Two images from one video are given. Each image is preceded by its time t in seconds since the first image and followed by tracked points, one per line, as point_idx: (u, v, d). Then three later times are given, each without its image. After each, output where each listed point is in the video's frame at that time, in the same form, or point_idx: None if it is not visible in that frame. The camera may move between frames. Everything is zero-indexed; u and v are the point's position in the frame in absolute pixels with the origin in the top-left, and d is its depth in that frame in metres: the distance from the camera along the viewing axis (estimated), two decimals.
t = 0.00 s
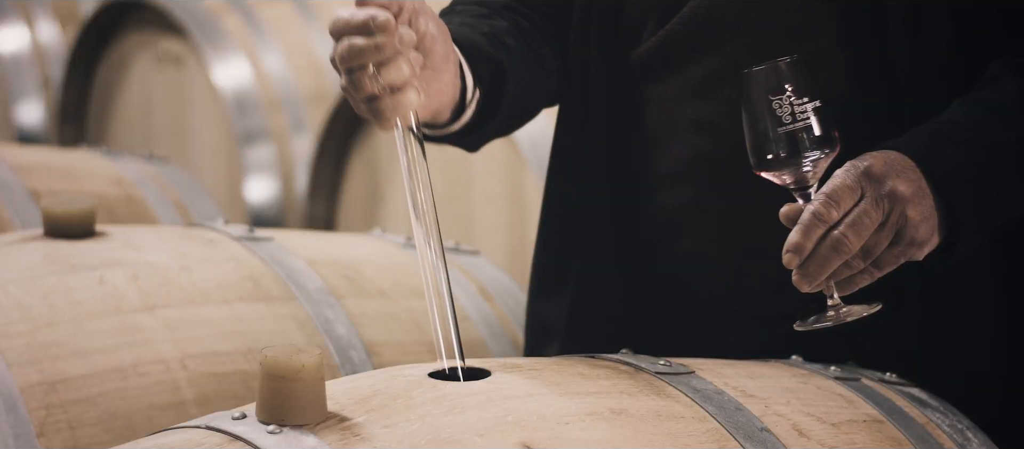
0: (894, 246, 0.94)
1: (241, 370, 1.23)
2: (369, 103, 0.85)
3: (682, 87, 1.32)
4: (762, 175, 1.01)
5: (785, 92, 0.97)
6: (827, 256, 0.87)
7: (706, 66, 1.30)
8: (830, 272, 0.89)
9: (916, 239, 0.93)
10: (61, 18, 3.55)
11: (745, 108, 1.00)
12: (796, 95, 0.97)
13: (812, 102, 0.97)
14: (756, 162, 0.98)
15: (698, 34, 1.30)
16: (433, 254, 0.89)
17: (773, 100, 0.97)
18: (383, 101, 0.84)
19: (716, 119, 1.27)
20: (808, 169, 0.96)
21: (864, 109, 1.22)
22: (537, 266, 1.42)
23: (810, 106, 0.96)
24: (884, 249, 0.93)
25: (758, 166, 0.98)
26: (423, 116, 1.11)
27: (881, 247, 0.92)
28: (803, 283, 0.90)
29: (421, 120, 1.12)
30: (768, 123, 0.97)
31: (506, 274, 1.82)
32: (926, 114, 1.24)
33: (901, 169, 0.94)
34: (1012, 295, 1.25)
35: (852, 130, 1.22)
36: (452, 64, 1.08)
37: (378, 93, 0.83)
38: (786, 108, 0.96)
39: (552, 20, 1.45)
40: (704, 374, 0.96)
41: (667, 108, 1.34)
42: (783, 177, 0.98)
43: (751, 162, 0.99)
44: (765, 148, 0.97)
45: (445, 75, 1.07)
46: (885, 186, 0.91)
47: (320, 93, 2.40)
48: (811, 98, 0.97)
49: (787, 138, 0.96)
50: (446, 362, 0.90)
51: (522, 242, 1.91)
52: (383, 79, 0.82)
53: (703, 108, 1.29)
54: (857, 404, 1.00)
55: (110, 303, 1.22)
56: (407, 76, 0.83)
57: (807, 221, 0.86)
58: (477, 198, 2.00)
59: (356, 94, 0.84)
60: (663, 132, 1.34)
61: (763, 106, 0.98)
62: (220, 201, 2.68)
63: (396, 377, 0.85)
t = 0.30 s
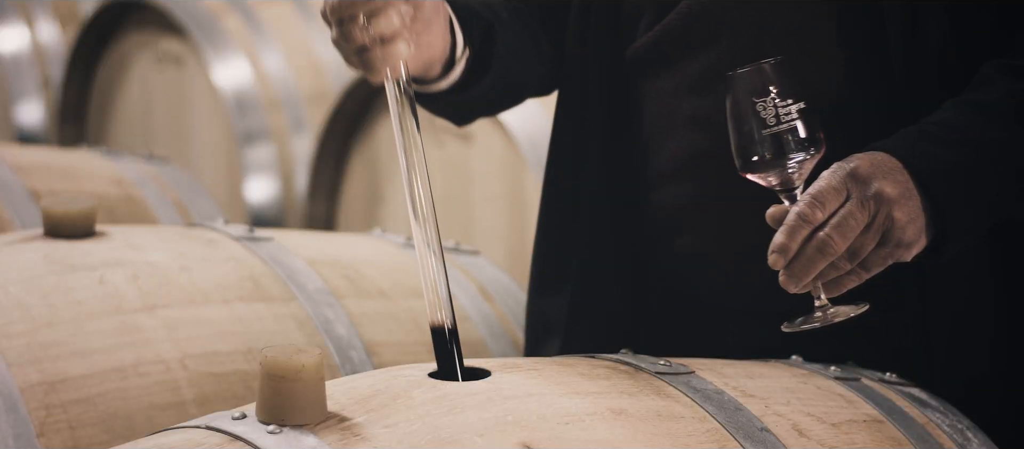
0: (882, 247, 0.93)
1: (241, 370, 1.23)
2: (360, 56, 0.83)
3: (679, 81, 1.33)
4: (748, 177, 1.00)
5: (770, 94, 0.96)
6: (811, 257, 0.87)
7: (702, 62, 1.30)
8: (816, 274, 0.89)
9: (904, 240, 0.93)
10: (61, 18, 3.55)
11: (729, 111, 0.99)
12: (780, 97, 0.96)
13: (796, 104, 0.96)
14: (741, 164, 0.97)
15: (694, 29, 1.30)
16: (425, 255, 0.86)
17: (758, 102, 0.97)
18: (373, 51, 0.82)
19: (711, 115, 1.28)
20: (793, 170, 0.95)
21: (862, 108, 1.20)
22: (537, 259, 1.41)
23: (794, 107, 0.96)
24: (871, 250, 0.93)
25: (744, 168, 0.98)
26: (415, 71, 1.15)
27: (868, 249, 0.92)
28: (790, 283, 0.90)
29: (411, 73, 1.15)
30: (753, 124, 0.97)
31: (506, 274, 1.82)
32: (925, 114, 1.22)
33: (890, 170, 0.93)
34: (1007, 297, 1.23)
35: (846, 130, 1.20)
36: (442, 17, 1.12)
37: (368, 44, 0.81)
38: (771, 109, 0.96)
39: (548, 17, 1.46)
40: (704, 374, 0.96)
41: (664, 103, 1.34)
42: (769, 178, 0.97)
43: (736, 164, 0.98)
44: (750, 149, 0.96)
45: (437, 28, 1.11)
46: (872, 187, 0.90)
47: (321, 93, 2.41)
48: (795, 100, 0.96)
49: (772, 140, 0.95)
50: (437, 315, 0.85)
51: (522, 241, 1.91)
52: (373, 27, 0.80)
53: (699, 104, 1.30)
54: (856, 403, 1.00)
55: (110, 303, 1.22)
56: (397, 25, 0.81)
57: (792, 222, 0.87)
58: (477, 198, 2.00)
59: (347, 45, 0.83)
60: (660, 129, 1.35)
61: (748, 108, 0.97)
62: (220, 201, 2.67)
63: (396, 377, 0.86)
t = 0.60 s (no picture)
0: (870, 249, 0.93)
1: (241, 370, 1.23)
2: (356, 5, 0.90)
3: (677, 75, 1.32)
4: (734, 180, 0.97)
5: (755, 96, 0.93)
6: (799, 260, 0.87)
7: (699, 56, 1.30)
8: (804, 275, 0.89)
9: (893, 242, 0.92)
10: (61, 18, 3.55)
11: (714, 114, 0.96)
12: (766, 99, 0.93)
13: (781, 105, 0.93)
14: (729, 167, 0.94)
15: (690, 23, 1.30)
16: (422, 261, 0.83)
17: (743, 105, 0.93)
18: None
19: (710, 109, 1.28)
20: (779, 173, 0.92)
21: (862, 108, 1.19)
22: (538, 255, 1.42)
23: (779, 110, 0.93)
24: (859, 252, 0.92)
25: (731, 171, 0.95)
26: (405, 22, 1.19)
27: (855, 251, 0.91)
28: (778, 286, 0.90)
29: (403, 25, 1.19)
30: (738, 127, 0.93)
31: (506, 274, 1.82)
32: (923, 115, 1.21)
33: (878, 172, 0.92)
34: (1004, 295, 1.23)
35: (846, 130, 1.19)
36: None
37: None
38: (756, 113, 0.93)
39: (547, 18, 1.50)
40: (704, 374, 0.96)
41: (661, 97, 1.35)
42: (755, 181, 0.94)
43: (723, 167, 0.95)
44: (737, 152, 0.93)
45: None
46: (860, 189, 0.89)
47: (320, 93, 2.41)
48: (780, 102, 0.93)
49: (758, 143, 0.92)
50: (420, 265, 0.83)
51: (522, 241, 1.91)
52: None
53: (694, 99, 1.30)
54: (856, 403, 1.00)
55: (110, 303, 1.22)
56: None
57: (778, 224, 0.86)
58: (477, 198, 2.00)
59: None
60: (658, 125, 1.35)
61: (733, 111, 0.94)
62: (220, 201, 2.67)
63: (396, 377, 0.86)
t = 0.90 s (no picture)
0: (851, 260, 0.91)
1: (241, 370, 1.23)
2: None
3: (673, 68, 1.32)
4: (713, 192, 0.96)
5: (733, 108, 0.92)
6: (779, 270, 0.85)
7: (695, 51, 1.29)
8: (784, 286, 0.87)
9: (875, 252, 0.90)
10: (61, 18, 3.55)
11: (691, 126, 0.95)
12: (744, 110, 0.92)
13: (759, 116, 0.93)
14: (708, 179, 0.93)
15: (687, 17, 1.30)
16: (418, 260, 0.82)
17: (721, 116, 0.92)
18: None
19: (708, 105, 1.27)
20: (758, 184, 0.92)
21: (859, 108, 1.19)
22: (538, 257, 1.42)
23: (757, 121, 0.92)
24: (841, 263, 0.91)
25: (709, 183, 0.94)
26: None
27: (837, 261, 0.89)
28: (761, 297, 0.88)
29: None
30: (716, 139, 0.93)
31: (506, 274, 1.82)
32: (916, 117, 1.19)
33: (861, 183, 0.91)
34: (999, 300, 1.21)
35: (846, 131, 1.19)
36: None
37: None
38: (734, 124, 0.92)
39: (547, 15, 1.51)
40: (704, 374, 0.96)
41: (657, 91, 1.34)
42: (735, 193, 0.93)
43: (702, 180, 0.94)
44: (716, 164, 0.92)
45: None
46: (841, 199, 0.88)
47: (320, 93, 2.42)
48: (758, 113, 0.93)
49: (737, 154, 0.91)
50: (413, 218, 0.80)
51: (522, 242, 1.91)
52: None
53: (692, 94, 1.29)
54: (856, 404, 1.00)
55: (110, 303, 1.22)
56: None
57: (757, 234, 0.84)
58: (477, 198, 2.01)
59: None
60: (656, 120, 1.34)
61: (711, 123, 0.93)
62: (220, 200, 2.67)
63: (396, 377, 0.85)
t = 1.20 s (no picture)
0: (834, 270, 0.90)
1: (241, 370, 1.23)
2: None
3: (671, 63, 1.32)
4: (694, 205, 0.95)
5: (711, 122, 0.91)
6: (761, 282, 0.84)
7: (693, 45, 1.29)
8: (768, 298, 0.86)
9: (858, 261, 0.89)
10: (61, 18, 3.56)
11: (670, 140, 0.94)
12: (722, 123, 0.91)
13: (737, 128, 0.92)
14: (688, 193, 0.93)
15: (685, 13, 1.30)
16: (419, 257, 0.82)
17: (699, 131, 0.92)
18: None
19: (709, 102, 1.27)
20: (738, 196, 0.92)
21: (859, 108, 1.19)
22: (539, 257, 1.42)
23: (735, 133, 0.92)
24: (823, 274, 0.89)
25: (690, 197, 0.93)
26: None
27: (819, 272, 0.88)
28: (744, 309, 0.87)
29: None
30: (695, 154, 0.92)
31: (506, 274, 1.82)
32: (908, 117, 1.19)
33: (840, 193, 0.90)
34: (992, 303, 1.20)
35: (846, 131, 1.19)
36: None
37: None
38: (713, 137, 0.91)
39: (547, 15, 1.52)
40: (704, 374, 0.96)
41: (656, 87, 1.34)
42: (716, 205, 0.93)
43: (682, 193, 0.94)
44: (695, 177, 0.92)
45: None
46: (821, 209, 0.87)
47: (320, 93, 2.43)
48: (736, 126, 0.92)
49: (717, 168, 0.91)
50: (408, 180, 0.80)
51: (522, 241, 1.91)
52: None
53: (693, 87, 1.28)
54: (856, 403, 1.00)
55: (110, 303, 1.22)
56: None
57: (738, 246, 0.84)
58: (476, 198, 2.01)
59: None
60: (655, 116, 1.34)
61: (689, 137, 0.92)
62: (220, 200, 2.67)
63: (396, 378, 0.86)
